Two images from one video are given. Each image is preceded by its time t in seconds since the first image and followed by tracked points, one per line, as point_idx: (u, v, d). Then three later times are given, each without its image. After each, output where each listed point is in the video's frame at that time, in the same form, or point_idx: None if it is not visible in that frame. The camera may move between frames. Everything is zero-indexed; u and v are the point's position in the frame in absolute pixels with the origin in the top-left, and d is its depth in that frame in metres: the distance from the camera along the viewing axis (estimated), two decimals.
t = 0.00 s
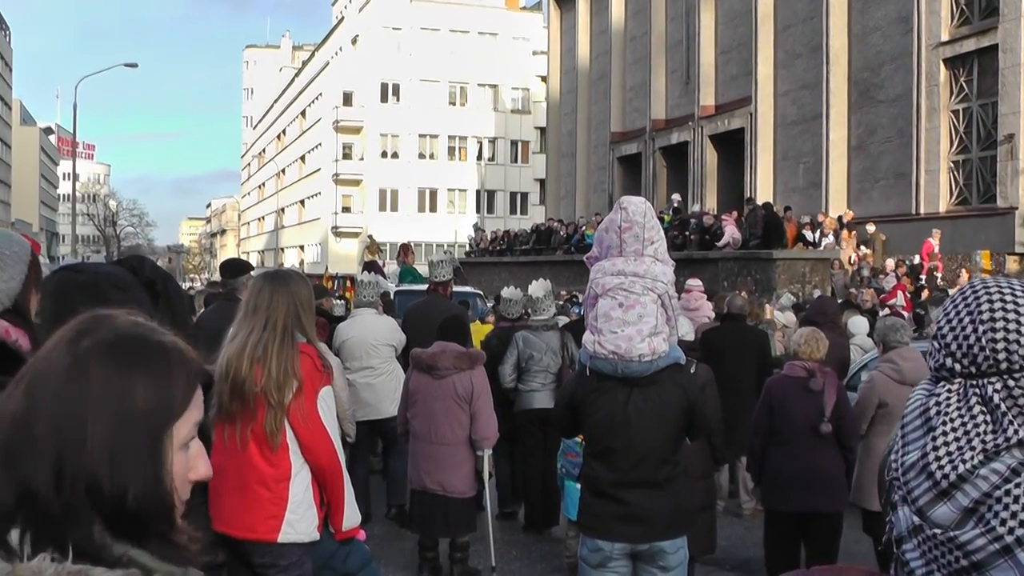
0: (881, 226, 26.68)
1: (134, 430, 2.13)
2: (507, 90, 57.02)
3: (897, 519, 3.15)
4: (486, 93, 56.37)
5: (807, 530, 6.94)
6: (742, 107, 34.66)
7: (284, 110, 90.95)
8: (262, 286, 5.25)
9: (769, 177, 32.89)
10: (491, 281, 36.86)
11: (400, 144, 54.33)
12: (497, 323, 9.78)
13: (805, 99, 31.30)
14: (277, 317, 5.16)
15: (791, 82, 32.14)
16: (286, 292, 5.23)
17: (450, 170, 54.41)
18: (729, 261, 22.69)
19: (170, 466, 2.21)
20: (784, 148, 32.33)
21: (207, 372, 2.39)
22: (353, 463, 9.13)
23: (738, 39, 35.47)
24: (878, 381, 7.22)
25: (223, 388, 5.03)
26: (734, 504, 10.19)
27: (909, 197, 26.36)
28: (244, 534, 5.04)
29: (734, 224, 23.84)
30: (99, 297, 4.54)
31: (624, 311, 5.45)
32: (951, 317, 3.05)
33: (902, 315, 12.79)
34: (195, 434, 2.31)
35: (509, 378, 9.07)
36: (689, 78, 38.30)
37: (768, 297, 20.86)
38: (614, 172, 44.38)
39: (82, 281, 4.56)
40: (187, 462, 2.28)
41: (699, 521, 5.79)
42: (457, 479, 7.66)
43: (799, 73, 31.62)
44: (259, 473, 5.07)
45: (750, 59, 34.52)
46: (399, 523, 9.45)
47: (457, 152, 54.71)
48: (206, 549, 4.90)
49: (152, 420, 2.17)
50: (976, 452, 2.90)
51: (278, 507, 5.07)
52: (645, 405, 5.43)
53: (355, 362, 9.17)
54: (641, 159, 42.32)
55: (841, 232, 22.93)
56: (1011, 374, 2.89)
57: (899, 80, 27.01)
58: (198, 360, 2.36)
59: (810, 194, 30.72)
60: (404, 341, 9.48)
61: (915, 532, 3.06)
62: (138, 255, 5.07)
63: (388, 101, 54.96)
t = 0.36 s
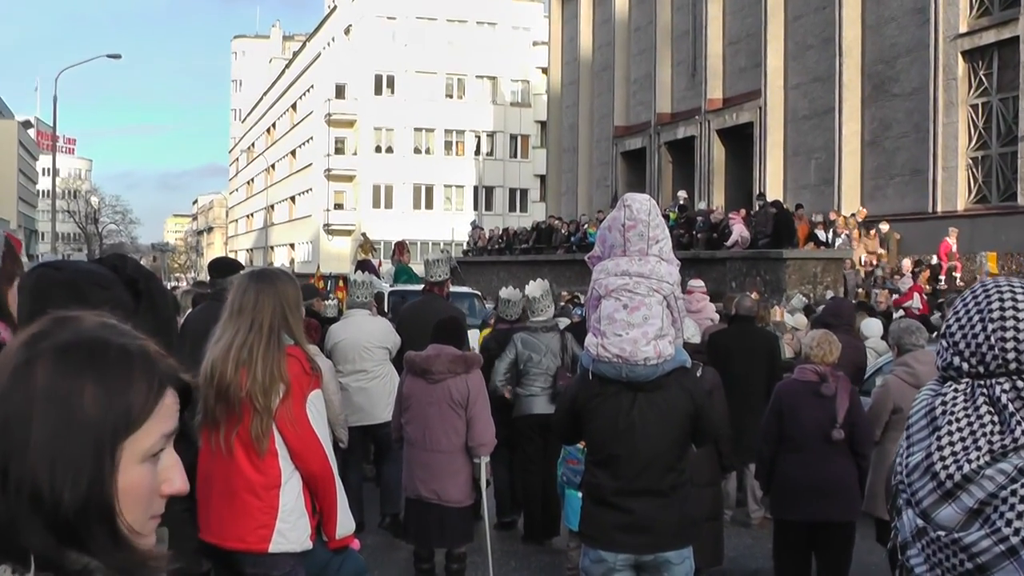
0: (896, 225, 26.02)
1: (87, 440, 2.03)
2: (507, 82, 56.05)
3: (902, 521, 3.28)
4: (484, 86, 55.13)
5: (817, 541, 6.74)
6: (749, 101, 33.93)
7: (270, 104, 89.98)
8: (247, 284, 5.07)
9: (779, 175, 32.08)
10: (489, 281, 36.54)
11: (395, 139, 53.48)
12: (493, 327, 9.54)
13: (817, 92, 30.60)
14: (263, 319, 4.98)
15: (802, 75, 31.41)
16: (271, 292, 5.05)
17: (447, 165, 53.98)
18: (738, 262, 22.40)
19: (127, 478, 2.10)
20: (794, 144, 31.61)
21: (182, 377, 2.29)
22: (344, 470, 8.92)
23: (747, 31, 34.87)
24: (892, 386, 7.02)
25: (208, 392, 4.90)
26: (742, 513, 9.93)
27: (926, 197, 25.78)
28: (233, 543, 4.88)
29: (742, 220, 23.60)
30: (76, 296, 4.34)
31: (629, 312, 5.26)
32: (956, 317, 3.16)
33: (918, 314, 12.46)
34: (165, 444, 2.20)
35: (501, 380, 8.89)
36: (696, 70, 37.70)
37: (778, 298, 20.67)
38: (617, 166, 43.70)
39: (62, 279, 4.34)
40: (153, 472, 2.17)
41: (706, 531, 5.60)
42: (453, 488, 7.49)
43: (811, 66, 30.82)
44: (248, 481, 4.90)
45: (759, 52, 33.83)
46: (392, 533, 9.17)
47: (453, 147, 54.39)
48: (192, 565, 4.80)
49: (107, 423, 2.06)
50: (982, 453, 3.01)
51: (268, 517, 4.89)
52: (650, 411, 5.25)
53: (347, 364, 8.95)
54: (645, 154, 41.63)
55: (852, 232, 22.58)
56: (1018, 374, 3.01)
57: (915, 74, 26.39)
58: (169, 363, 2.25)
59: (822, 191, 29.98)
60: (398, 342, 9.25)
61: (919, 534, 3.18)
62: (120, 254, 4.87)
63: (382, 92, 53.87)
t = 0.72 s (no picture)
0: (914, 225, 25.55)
1: (47, 449, 2.02)
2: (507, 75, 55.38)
3: (920, 530, 3.33)
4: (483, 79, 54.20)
5: (830, 554, 6.53)
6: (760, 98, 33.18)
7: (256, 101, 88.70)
8: (234, 287, 4.92)
9: (792, 173, 31.50)
10: (489, 282, 36.18)
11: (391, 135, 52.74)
12: (492, 329, 9.30)
13: (830, 87, 29.96)
14: (251, 322, 4.83)
15: (816, 69, 30.62)
16: (260, 296, 4.90)
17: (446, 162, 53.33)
18: (748, 263, 22.26)
19: (90, 495, 2.11)
20: (808, 140, 30.98)
21: (154, 392, 2.30)
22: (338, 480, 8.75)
23: (760, 25, 34.30)
24: (908, 393, 6.83)
25: (195, 401, 4.76)
26: (752, 525, 9.69)
27: (945, 196, 25.26)
28: (222, 557, 4.72)
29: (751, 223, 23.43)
30: (46, 299, 4.13)
31: (633, 317, 5.06)
32: (978, 320, 3.19)
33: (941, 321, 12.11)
34: (133, 462, 2.21)
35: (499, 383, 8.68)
36: (704, 64, 37.05)
37: (790, 300, 20.59)
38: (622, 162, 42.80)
39: (32, 281, 4.15)
40: (120, 490, 2.18)
41: (713, 543, 5.42)
42: (450, 499, 7.34)
43: (824, 60, 30.19)
44: (236, 490, 4.75)
45: (770, 45, 33.15)
46: (388, 546, 8.99)
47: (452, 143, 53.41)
48: None
49: (70, 435, 2.06)
50: (1002, 458, 3.04)
51: (258, 528, 4.73)
52: (657, 419, 5.06)
53: (341, 369, 8.76)
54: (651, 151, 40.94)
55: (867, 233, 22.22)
56: None
57: (932, 70, 25.92)
58: (143, 380, 2.27)
59: (836, 190, 29.40)
60: (394, 346, 9.04)
61: (936, 540, 3.22)
62: (98, 254, 4.67)
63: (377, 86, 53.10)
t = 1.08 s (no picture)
0: (938, 223, 24.83)
1: (19, 454, 1.94)
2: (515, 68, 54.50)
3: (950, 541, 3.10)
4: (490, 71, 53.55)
5: (849, 563, 6.40)
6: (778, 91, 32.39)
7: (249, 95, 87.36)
8: (229, 287, 4.88)
9: (812, 170, 30.67)
10: (496, 282, 35.85)
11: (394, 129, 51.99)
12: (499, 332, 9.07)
13: (851, 80, 29.15)
14: (247, 323, 4.77)
15: (836, 61, 29.79)
16: (256, 295, 4.86)
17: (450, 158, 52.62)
18: (766, 263, 21.78)
19: (68, 499, 2.03)
20: (829, 136, 30.09)
21: (139, 395, 2.22)
22: (338, 488, 8.57)
23: (777, 15, 33.34)
24: (934, 397, 6.64)
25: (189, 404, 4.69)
26: (770, 535, 9.46)
27: (972, 194, 24.61)
28: (215, 564, 4.64)
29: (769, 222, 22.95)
30: (30, 301, 4.00)
31: (644, 320, 4.88)
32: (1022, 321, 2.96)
33: (971, 323, 11.68)
34: (117, 466, 2.14)
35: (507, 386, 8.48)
36: (720, 57, 36.22)
37: (810, 301, 20.18)
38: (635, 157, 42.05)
39: (15, 283, 4.00)
40: (104, 496, 2.11)
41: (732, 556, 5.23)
42: (454, 509, 7.19)
43: (843, 51, 29.37)
44: (230, 497, 4.66)
45: (790, 36, 32.29)
46: (390, 557, 8.75)
47: (457, 138, 52.77)
48: None
49: (46, 435, 1.98)
50: None
51: (252, 536, 4.64)
52: (670, 425, 4.90)
53: (340, 372, 8.57)
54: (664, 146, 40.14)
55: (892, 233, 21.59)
56: None
57: (958, 61, 25.18)
58: (127, 380, 2.20)
59: (856, 186, 28.70)
60: (397, 350, 8.83)
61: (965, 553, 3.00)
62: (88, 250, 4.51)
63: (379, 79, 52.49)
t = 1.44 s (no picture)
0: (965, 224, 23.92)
1: (5, 462, 1.91)
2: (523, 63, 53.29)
3: (978, 558, 3.05)
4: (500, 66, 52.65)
5: None
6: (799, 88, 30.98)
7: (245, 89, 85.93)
8: (225, 292, 4.82)
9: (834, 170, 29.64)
10: (504, 286, 35.45)
11: (397, 127, 50.89)
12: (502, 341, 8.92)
13: (876, 75, 27.86)
14: (244, 330, 4.71)
15: (859, 56, 28.59)
16: (253, 300, 4.81)
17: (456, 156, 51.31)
18: (786, 268, 21.45)
19: (60, 510, 2.00)
20: (850, 134, 28.97)
21: (131, 401, 2.16)
22: (338, 502, 8.38)
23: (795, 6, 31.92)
24: (962, 408, 6.43)
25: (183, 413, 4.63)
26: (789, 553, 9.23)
27: (1003, 194, 23.52)
28: None
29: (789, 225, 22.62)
30: (19, 307, 3.85)
31: (655, 328, 4.70)
32: None
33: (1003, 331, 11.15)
34: (111, 477, 2.10)
35: (517, 396, 8.27)
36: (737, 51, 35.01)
37: (833, 307, 19.53)
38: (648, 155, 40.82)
39: None
40: (97, 510, 2.07)
41: None
42: (461, 523, 7.00)
43: (868, 45, 28.08)
44: (226, 512, 4.59)
45: (811, 29, 30.84)
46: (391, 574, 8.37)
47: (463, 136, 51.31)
48: None
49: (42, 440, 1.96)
50: None
51: (247, 553, 4.58)
52: (684, 439, 4.72)
53: (342, 381, 8.39)
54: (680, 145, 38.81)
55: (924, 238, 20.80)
56: None
57: (988, 57, 24.15)
58: (120, 389, 2.14)
59: (881, 187, 27.44)
60: (401, 358, 8.65)
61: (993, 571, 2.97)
62: (71, 256, 4.30)
63: (381, 74, 51.54)
